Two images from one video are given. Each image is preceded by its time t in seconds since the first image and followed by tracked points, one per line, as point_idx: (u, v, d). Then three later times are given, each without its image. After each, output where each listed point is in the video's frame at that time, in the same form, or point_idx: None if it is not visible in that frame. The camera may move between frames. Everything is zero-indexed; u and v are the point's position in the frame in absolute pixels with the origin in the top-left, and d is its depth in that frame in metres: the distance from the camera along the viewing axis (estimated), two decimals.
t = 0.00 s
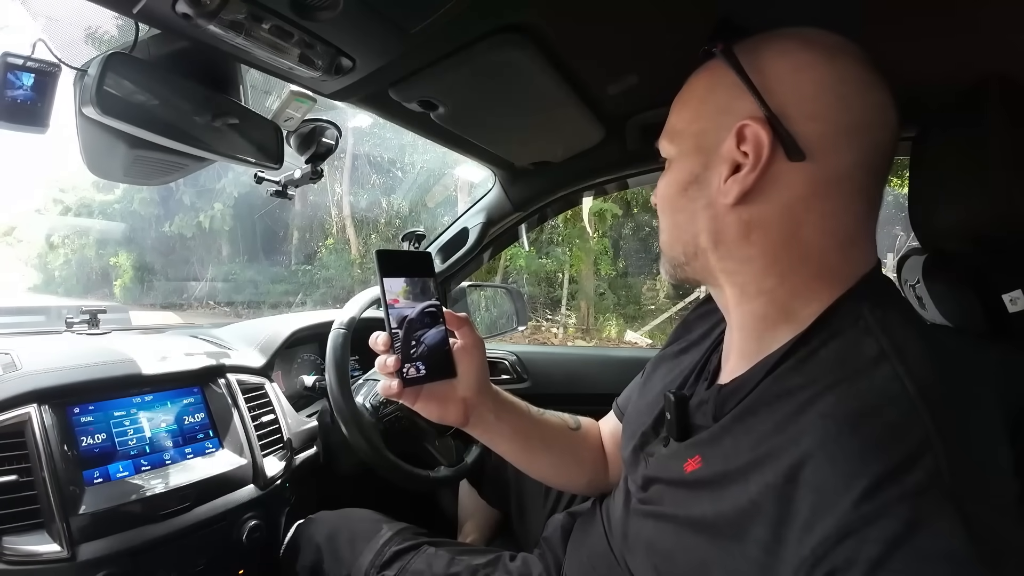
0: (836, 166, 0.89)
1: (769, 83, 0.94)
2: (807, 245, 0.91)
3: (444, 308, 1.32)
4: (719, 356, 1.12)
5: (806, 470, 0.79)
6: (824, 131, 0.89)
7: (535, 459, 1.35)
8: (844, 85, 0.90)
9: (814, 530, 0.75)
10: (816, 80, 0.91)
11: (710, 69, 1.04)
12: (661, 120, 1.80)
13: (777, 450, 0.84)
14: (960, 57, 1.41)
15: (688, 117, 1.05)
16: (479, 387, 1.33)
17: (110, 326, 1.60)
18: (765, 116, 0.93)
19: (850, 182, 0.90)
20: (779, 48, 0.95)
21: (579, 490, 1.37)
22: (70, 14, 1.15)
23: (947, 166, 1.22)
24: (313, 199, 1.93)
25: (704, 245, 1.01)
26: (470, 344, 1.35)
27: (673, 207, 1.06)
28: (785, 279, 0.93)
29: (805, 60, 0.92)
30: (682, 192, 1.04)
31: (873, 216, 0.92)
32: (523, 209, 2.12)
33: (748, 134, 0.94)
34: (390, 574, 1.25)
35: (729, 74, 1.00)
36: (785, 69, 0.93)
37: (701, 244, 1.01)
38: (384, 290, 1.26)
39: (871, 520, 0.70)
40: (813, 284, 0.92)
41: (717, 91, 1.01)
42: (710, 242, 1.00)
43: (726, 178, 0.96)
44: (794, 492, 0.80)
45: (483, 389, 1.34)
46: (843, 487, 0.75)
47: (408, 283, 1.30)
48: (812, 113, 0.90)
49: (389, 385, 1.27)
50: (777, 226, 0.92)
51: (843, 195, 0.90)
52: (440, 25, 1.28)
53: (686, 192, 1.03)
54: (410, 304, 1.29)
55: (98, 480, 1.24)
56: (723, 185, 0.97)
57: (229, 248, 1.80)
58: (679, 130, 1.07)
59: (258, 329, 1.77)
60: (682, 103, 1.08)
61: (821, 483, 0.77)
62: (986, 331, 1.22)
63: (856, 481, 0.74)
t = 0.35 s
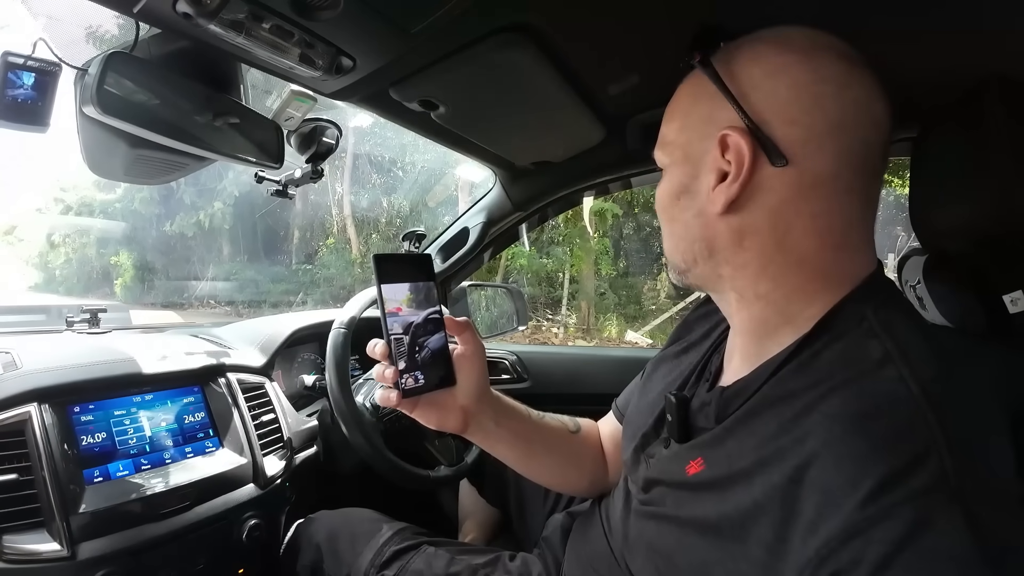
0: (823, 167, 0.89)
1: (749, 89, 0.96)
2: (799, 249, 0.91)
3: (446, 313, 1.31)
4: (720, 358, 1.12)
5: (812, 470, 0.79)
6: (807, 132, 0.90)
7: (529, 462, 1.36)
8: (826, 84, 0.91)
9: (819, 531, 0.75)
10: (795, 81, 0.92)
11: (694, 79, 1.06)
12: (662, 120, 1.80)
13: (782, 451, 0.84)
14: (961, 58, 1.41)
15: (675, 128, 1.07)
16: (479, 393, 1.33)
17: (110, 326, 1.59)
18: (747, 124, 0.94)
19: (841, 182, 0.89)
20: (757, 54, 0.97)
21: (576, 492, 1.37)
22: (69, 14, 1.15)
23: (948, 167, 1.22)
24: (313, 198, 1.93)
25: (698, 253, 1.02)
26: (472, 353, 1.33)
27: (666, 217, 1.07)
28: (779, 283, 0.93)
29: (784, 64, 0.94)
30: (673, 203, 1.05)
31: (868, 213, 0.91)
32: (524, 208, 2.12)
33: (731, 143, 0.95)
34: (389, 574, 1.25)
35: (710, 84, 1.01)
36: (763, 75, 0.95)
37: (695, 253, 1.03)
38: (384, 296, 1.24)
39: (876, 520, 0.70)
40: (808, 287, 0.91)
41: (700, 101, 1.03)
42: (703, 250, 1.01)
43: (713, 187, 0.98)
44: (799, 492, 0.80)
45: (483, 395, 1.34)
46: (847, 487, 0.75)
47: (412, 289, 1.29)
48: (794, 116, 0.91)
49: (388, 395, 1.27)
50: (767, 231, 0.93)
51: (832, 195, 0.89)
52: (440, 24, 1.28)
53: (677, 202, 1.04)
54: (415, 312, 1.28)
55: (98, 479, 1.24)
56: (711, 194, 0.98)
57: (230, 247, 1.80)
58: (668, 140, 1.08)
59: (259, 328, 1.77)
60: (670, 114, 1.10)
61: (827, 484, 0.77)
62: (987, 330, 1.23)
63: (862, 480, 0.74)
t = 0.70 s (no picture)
0: (871, 174, 0.93)
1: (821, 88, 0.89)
2: (844, 257, 0.93)
3: (441, 315, 1.32)
4: (722, 361, 1.11)
5: (820, 471, 0.80)
6: (867, 139, 0.91)
7: (559, 471, 1.35)
8: (872, 88, 0.92)
9: (826, 530, 0.76)
10: (856, 83, 0.91)
11: (729, 66, 0.93)
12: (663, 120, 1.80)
13: (787, 452, 0.84)
14: (962, 59, 1.41)
15: (713, 123, 0.92)
16: (474, 394, 1.33)
17: (110, 325, 1.58)
18: (833, 131, 0.89)
19: (873, 188, 0.95)
20: (817, 46, 0.90)
21: (603, 491, 1.40)
22: (70, 12, 1.14)
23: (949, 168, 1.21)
24: (315, 198, 1.93)
25: (755, 269, 0.94)
26: (468, 352, 1.34)
27: (708, 230, 0.94)
28: (821, 291, 0.94)
29: (844, 63, 0.90)
30: (725, 215, 0.93)
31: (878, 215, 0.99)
32: (524, 208, 2.12)
33: (818, 151, 0.89)
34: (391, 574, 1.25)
35: (772, 76, 0.90)
36: (831, 75, 0.89)
37: (749, 268, 0.94)
38: (379, 300, 1.25)
39: (885, 520, 0.71)
40: (838, 293, 0.94)
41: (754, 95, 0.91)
42: (763, 265, 0.93)
43: (791, 200, 0.90)
44: (805, 493, 0.80)
45: (480, 395, 1.34)
46: (857, 487, 0.76)
47: (406, 292, 1.30)
48: (858, 123, 0.91)
49: (383, 395, 1.26)
50: (829, 241, 0.92)
51: (867, 200, 0.94)
52: (443, 24, 1.28)
53: (731, 215, 0.92)
54: (408, 315, 1.29)
55: (100, 478, 1.24)
56: (787, 206, 0.90)
57: (231, 246, 1.81)
58: (704, 137, 0.93)
59: (260, 328, 1.77)
60: (695, 103, 0.95)
61: (834, 484, 0.78)
62: (989, 333, 1.22)
63: (872, 480, 0.75)
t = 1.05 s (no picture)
0: (879, 180, 0.94)
1: (835, 94, 0.90)
2: (850, 264, 0.95)
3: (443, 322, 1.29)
4: (722, 364, 1.12)
5: (819, 472, 0.80)
6: (875, 145, 0.93)
7: (565, 476, 1.36)
8: (880, 95, 0.94)
9: (826, 532, 0.76)
10: (866, 88, 0.92)
11: (742, 69, 0.92)
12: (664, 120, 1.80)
13: (787, 454, 0.84)
14: (964, 60, 1.41)
15: (727, 127, 0.92)
16: (475, 398, 1.33)
17: (111, 325, 1.58)
18: (848, 139, 0.89)
19: (878, 194, 0.96)
20: (830, 51, 0.91)
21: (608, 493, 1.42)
22: (70, 13, 1.16)
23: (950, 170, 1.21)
24: (315, 197, 1.93)
25: (766, 277, 0.94)
26: (467, 358, 1.33)
27: (720, 238, 0.93)
28: (827, 297, 0.95)
29: (855, 69, 0.91)
30: (738, 222, 0.92)
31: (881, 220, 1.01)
32: (525, 209, 2.12)
33: (834, 158, 0.89)
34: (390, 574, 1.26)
35: (787, 80, 0.90)
36: (844, 81, 0.90)
37: (761, 276, 0.94)
38: (378, 308, 1.26)
39: (885, 522, 0.72)
40: (841, 297, 0.95)
41: (770, 98, 0.90)
42: (775, 273, 0.93)
43: (806, 208, 0.90)
44: (804, 495, 0.81)
45: (481, 399, 1.33)
46: (856, 490, 0.76)
47: (405, 300, 1.30)
48: (868, 130, 0.92)
49: (384, 401, 1.25)
50: (839, 248, 0.93)
51: (874, 205, 0.96)
52: (443, 25, 1.28)
53: (744, 222, 0.92)
54: (408, 322, 1.29)
55: (101, 477, 1.24)
56: (801, 214, 0.91)
57: (231, 246, 1.81)
58: (716, 142, 0.92)
59: (260, 328, 1.77)
60: (706, 107, 0.94)
61: (834, 486, 0.78)
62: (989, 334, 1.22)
63: (871, 482, 0.75)
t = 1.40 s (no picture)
0: (875, 177, 0.94)
1: (827, 94, 0.90)
2: (848, 262, 0.94)
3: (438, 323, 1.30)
4: (722, 365, 1.12)
5: (817, 473, 0.80)
6: (869, 144, 0.93)
7: (565, 474, 1.36)
8: (874, 94, 0.94)
9: (823, 534, 0.76)
10: (859, 87, 0.92)
11: (733, 72, 0.93)
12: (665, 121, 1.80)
13: (785, 455, 0.84)
14: (966, 60, 1.41)
15: (720, 131, 0.91)
16: (474, 399, 1.33)
17: (112, 325, 1.58)
18: (841, 137, 0.89)
19: (874, 192, 0.96)
20: (821, 51, 0.91)
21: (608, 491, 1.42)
22: (71, 13, 1.17)
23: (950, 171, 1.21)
24: (316, 197, 1.93)
25: (765, 277, 0.94)
26: (467, 360, 1.33)
27: (718, 239, 0.93)
28: (826, 295, 0.95)
29: (846, 69, 0.91)
30: (735, 223, 0.92)
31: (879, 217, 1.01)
32: (526, 209, 2.11)
33: (828, 157, 0.89)
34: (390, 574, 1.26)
35: (778, 82, 0.90)
36: (835, 81, 0.90)
37: (759, 277, 0.94)
38: (377, 309, 1.26)
39: (882, 523, 0.72)
40: (840, 297, 0.95)
41: (762, 101, 0.90)
42: (774, 274, 0.93)
43: (802, 207, 0.90)
44: (802, 496, 0.81)
45: (480, 400, 1.34)
46: (855, 491, 0.76)
47: (402, 302, 1.30)
48: (862, 129, 0.92)
49: (383, 403, 1.26)
50: (837, 246, 0.93)
51: (871, 203, 0.96)
52: (444, 25, 1.28)
53: (741, 223, 0.92)
54: (405, 323, 1.29)
55: (101, 476, 1.25)
56: (797, 214, 0.91)
57: (232, 246, 1.81)
58: (711, 145, 0.92)
59: (261, 327, 1.78)
60: (699, 111, 0.94)
61: (833, 487, 0.78)
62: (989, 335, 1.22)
63: (869, 484, 0.75)
